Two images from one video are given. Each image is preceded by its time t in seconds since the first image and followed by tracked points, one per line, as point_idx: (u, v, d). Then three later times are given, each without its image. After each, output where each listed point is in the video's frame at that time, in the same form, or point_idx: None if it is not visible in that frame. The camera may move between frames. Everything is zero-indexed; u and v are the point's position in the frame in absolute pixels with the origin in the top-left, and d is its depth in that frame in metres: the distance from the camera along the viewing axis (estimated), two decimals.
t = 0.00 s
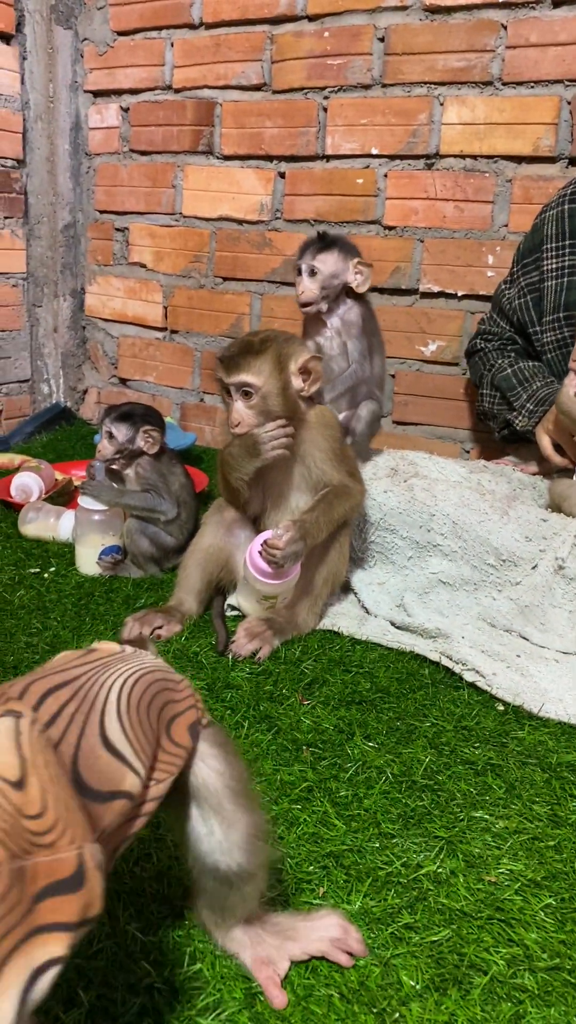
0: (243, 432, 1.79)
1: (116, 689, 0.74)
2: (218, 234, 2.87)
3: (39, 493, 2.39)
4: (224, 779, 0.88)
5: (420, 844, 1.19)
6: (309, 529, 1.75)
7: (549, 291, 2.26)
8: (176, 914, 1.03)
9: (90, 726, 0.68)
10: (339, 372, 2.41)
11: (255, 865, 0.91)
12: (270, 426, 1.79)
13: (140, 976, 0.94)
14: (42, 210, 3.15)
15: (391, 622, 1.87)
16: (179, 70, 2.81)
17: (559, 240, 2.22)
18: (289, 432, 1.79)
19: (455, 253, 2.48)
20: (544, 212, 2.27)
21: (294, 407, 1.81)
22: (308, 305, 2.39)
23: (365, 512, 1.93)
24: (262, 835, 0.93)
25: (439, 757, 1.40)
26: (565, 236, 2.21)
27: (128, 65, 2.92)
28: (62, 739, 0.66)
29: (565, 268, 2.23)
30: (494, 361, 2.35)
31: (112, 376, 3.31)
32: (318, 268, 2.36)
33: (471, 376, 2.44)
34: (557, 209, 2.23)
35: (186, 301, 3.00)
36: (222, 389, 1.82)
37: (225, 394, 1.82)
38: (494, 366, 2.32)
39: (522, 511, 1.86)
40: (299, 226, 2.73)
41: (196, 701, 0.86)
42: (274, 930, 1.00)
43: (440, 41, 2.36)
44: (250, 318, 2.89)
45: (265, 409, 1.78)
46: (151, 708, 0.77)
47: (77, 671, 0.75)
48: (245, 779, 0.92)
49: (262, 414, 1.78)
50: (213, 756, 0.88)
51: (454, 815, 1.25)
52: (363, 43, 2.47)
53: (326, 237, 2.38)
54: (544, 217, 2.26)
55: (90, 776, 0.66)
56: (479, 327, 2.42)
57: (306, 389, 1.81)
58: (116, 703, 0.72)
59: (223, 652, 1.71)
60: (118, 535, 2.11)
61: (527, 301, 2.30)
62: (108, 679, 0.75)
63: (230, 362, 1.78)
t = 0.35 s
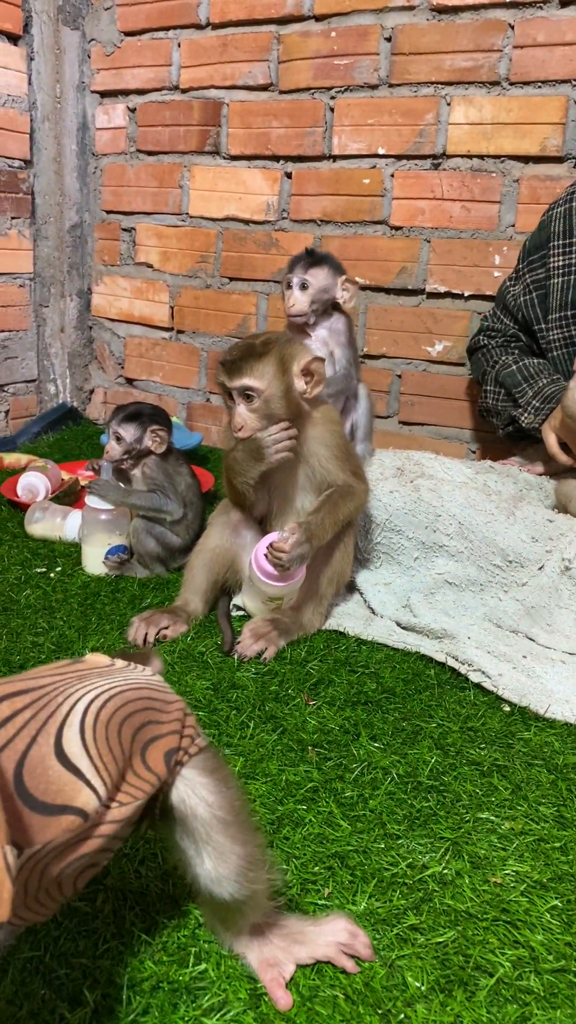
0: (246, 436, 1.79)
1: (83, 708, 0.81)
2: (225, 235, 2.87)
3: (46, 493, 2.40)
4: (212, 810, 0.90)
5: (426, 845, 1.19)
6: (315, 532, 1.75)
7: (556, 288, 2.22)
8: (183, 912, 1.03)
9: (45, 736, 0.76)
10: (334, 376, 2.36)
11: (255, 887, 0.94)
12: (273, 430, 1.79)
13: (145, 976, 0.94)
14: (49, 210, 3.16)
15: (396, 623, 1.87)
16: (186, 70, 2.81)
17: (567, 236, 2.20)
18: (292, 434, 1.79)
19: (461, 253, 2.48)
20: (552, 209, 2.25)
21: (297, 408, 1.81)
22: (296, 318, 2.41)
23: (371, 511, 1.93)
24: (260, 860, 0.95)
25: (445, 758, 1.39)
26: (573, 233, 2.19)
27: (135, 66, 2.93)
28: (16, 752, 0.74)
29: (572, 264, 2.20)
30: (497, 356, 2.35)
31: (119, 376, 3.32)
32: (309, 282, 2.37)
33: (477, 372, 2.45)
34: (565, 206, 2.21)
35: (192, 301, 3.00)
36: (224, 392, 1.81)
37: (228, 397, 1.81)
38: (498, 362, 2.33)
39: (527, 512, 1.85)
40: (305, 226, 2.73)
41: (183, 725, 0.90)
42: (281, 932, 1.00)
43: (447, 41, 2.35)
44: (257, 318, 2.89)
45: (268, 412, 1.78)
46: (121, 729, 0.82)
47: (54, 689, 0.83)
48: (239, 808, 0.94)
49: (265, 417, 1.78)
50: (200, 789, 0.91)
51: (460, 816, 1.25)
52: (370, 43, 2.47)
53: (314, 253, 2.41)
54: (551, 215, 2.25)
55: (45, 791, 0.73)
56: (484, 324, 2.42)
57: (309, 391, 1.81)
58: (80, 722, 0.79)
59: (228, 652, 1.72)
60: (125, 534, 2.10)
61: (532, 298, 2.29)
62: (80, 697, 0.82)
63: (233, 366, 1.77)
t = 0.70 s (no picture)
0: (241, 426, 1.79)
1: (32, 701, 0.81)
2: (230, 235, 2.87)
3: (50, 493, 2.40)
4: (169, 800, 0.90)
5: (430, 846, 1.19)
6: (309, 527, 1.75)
7: (561, 288, 2.22)
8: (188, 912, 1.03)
9: None
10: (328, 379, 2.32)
11: (225, 874, 0.94)
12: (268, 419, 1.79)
13: (149, 977, 0.94)
14: (54, 210, 3.17)
15: (400, 623, 1.86)
16: (190, 70, 2.81)
17: (572, 237, 2.20)
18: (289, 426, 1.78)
19: (466, 253, 2.48)
20: (557, 210, 2.26)
21: (294, 399, 1.80)
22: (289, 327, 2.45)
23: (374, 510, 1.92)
24: (227, 847, 0.94)
25: (449, 758, 1.39)
26: None
27: (140, 66, 2.93)
28: None
29: None
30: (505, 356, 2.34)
31: (124, 376, 3.33)
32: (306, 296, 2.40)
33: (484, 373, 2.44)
34: (570, 207, 2.21)
35: (197, 302, 3.00)
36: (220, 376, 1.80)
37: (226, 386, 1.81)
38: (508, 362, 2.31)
39: (528, 509, 1.87)
40: (310, 227, 2.72)
41: (140, 715, 0.90)
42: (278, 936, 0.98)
43: (452, 41, 2.35)
44: (262, 318, 2.89)
45: (263, 400, 1.77)
46: (72, 719, 0.83)
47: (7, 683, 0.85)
48: (199, 798, 0.94)
49: (261, 407, 1.78)
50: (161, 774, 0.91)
51: (464, 816, 1.25)
52: (375, 43, 2.47)
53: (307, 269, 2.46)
54: (556, 215, 2.25)
55: None
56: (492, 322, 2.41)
57: (308, 383, 1.81)
58: (29, 714, 0.80)
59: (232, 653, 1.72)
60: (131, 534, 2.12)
61: (538, 299, 2.29)
62: (28, 691, 0.83)
63: (230, 354, 1.77)
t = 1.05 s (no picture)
0: (237, 418, 1.81)
1: (125, 679, 0.86)
2: (232, 235, 2.87)
3: (52, 494, 2.40)
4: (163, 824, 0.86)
5: (433, 848, 1.19)
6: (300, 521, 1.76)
7: (564, 291, 2.22)
8: (190, 914, 1.03)
9: (93, 705, 0.80)
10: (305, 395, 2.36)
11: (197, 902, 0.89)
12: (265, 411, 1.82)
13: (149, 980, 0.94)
14: (56, 211, 3.17)
15: (403, 624, 1.86)
16: (193, 71, 2.81)
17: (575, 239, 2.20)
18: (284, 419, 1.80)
19: (468, 254, 2.47)
20: (559, 211, 2.25)
21: (291, 392, 1.83)
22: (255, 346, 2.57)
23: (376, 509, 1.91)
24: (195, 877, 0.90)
25: (452, 759, 1.39)
26: None
27: (142, 67, 2.93)
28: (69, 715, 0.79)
29: None
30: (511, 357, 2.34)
31: (126, 377, 3.32)
32: (274, 314, 2.55)
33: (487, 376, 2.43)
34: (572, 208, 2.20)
35: (199, 302, 3.00)
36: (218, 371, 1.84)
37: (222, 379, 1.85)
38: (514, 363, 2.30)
39: (530, 510, 1.87)
40: (312, 227, 2.72)
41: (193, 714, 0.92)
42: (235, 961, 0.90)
43: (455, 41, 2.35)
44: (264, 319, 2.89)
45: (260, 392, 1.81)
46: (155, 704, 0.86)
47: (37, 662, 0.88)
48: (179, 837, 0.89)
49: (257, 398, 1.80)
50: (151, 806, 0.85)
51: (467, 817, 1.25)
52: (378, 44, 2.47)
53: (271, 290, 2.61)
54: (558, 217, 2.24)
55: (93, 750, 0.78)
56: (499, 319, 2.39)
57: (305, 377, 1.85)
58: (123, 691, 0.84)
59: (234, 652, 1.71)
60: (134, 535, 2.11)
61: (541, 301, 2.29)
62: (120, 670, 0.87)
63: (230, 346, 1.81)
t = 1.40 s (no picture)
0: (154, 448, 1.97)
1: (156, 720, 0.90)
2: (232, 236, 2.87)
3: (53, 494, 2.41)
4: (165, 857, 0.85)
5: (433, 848, 1.19)
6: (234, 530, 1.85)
7: (562, 274, 2.21)
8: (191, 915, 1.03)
9: (123, 716, 0.87)
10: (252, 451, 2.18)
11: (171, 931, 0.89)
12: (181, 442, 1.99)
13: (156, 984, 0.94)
14: (57, 212, 3.17)
15: (403, 624, 1.86)
16: (194, 72, 2.82)
17: None
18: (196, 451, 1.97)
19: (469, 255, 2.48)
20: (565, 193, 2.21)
21: (207, 419, 1.99)
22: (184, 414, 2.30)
23: (374, 509, 1.90)
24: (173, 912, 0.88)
25: (452, 760, 1.39)
26: None
27: (143, 68, 2.94)
28: (99, 716, 0.86)
29: None
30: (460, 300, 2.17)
31: (126, 378, 3.33)
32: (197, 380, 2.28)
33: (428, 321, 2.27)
34: None
35: (199, 303, 3.01)
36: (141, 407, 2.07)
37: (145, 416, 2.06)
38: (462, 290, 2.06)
39: (531, 511, 1.87)
40: (313, 228, 2.72)
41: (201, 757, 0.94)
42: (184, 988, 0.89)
43: (455, 43, 2.35)
44: (264, 319, 2.89)
45: (176, 424, 1.99)
46: (180, 751, 0.90)
47: (22, 630, 0.91)
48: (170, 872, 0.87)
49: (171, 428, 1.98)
50: (152, 850, 0.84)
51: (467, 818, 1.25)
52: (378, 45, 2.47)
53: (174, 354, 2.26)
54: (565, 198, 2.20)
55: (106, 756, 0.84)
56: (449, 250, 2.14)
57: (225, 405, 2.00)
58: (150, 726, 0.89)
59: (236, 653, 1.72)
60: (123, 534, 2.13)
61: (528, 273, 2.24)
62: (155, 710, 0.92)
63: (149, 382, 2.03)
